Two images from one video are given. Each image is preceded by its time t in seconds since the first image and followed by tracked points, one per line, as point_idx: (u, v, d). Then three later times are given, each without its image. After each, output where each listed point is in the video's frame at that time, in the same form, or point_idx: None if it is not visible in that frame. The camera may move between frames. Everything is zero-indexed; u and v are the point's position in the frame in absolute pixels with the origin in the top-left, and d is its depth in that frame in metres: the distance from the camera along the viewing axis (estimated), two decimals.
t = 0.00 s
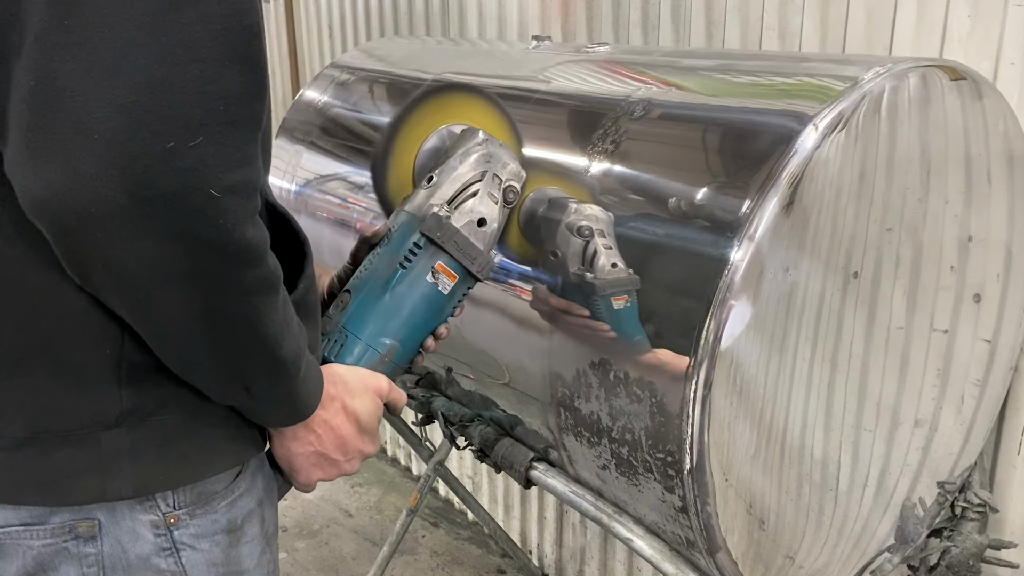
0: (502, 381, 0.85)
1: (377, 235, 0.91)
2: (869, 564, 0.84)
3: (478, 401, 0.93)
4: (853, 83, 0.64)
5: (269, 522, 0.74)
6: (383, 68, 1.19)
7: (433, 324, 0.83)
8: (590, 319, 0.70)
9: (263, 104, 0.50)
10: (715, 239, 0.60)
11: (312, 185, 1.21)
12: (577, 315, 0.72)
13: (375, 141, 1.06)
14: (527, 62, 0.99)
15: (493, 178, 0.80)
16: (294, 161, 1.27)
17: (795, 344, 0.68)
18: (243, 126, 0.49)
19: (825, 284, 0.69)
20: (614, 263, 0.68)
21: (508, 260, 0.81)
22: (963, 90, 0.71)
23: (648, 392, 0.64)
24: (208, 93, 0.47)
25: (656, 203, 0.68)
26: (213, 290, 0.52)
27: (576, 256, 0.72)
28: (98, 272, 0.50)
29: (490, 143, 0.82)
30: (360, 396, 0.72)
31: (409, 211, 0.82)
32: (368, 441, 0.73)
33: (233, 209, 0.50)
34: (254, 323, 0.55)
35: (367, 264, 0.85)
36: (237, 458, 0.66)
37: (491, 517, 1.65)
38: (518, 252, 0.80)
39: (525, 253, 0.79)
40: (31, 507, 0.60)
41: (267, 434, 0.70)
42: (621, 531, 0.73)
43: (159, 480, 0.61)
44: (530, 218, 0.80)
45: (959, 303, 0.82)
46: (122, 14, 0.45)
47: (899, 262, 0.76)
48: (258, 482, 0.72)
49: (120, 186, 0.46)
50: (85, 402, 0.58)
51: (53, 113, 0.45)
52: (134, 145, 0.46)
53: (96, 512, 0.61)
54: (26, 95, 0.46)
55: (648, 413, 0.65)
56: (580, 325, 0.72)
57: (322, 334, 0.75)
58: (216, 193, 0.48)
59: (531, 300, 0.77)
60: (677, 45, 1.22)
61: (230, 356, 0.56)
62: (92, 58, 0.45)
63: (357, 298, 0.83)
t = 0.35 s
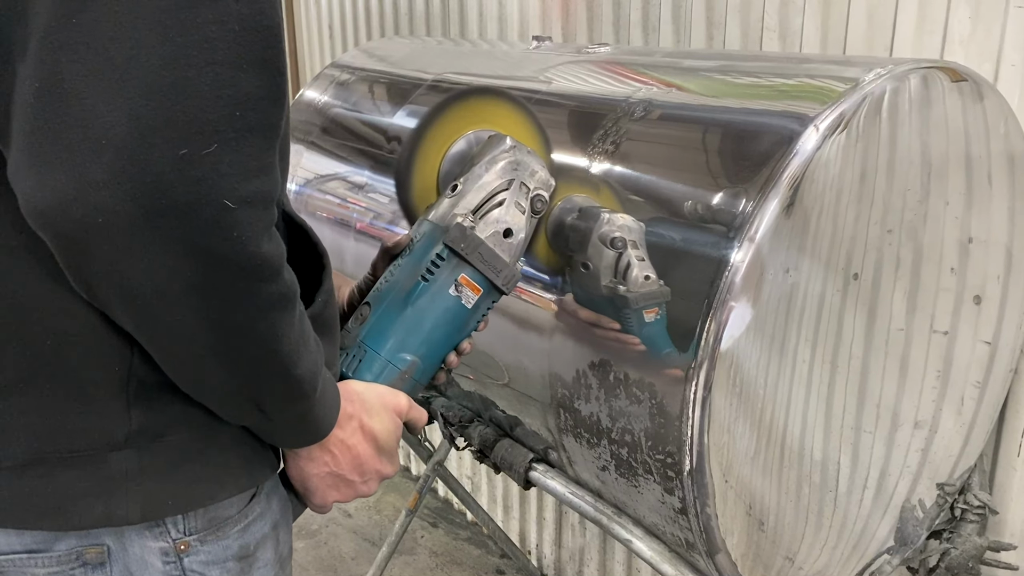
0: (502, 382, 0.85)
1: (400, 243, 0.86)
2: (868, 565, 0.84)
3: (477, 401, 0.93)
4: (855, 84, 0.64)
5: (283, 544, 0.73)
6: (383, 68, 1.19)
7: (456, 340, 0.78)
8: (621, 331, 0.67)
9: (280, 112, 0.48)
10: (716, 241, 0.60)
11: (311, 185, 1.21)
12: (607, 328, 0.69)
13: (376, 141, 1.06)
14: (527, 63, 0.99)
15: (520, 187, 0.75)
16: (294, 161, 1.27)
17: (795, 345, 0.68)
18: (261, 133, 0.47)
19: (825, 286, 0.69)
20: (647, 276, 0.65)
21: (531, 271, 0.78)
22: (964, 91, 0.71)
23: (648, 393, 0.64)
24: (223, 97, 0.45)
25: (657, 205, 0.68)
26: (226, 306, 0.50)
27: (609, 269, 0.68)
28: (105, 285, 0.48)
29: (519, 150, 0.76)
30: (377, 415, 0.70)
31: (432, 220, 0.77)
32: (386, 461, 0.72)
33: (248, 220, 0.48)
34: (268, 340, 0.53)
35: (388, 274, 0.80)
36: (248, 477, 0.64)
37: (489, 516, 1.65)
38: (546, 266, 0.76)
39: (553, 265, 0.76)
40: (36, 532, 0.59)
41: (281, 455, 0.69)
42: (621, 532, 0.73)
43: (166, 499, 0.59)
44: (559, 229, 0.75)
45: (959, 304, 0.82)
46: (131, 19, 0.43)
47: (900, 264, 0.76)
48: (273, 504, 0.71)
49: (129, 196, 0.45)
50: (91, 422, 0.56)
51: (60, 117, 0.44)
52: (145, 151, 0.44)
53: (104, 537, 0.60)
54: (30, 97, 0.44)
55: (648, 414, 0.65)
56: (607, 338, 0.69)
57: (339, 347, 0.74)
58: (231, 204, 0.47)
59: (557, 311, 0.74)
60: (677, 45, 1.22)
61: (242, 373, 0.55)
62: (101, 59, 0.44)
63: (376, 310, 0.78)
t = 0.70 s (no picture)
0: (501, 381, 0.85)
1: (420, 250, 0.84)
2: (868, 565, 0.84)
3: (477, 401, 0.93)
4: (855, 83, 0.63)
5: (293, 565, 0.72)
6: (383, 66, 1.19)
7: (478, 351, 0.76)
8: (653, 342, 0.63)
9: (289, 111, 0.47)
10: (716, 239, 0.60)
11: (311, 184, 1.21)
12: (640, 338, 0.65)
13: (376, 139, 1.07)
14: (527, 61, 0.99)
15: (549, 193, 0.73)
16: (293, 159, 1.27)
17: (794, 345, 0.68)
18: (270, 131, 0.47)
19: (825, 285, 0.69)
20: (680, 284, 0.61)
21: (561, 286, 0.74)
22: (965, 90, 0.71)
23: (647, 392, 0.64)
24: (229, 93, 0.45)
25: (657, 204, 0.68)
26: (234, 313, 0.50)
27: (643, 279, 0.65)
28: (106, 289, 0.47)
29: (547, 152, 0.75)
30: (393, 429, 0.69)
31: (456, 226, 0.76)
32: (402, 477, 0.70)
33: (254, 223, 0.47)
34: (277, 348, 0.53)
35: (409, 281, 0.78)
36: (253, 493, 0.63)
37: (488, 515, 1.65)
38: (574, 275, 0.74)
39: (585, 275, 0.72)
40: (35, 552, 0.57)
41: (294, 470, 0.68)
42: (620, 530, 0.73)
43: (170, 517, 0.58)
44: (589, 235, 0.73)
45: (959, 304, 0.82)
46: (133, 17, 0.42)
47: (900, 264, 0.76)
48: (283, 524, 0.71)
49: (128, 196, 0.44)
50: (93, 436, 0.55)
51: (56, 111, 0.42)
52: (146, 150, 0.43)
53: (106, 558, 0.58)
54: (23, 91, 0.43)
55: (647, 413, 0.64)
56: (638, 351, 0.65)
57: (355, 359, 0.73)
58: (238, 206, 0.46)
59: (582, 320, 0.71)
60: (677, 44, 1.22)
61: (251, 385, 0.54)
62: (101, 51, 0.42)
63: (396, 319, 0.76)
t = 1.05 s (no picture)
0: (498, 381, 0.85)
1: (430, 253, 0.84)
2: (868, 566, 0.84)
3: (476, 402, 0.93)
4: (856, 84, 0.63)
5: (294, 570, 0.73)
6: (383, 66, 1.19)
7: (488, 356, 0.74)
8: (671, 348, 0.61)
9: (286, 104, 0.47)
10: (716, 240, 0.60)
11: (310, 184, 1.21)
12: (657, 345, 0.62)
13: (375, 139, 1.07)
14: (528, 61, 0.99)
15: (563, 194, 0.71)
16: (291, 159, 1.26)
17: (795, 346, 0.68)
18: (264, 124, 0.46)
19: (825, 285, 0.69)
20: (703, 292, 0.59)
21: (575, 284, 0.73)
22: (966, 91, 0.71)
23: (647, 393, 0.64)
24: (221, 85, 0.44)
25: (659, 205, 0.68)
26: (226, 311, 0.49)
27: (664, 285, 0.62)
28: (97, 285, 0.47)
29: (563, 152, 0.72)
30: (397, 434, 0.69)
31: (467, 228, 0.72)
32: (405, 483, 0.70)
33: (247, 219, 0.47)
34: (274, 347, 0.52)
35: (418, 282, 0.76)
36: (253, 498, 0.63)
37: (487, 516, 1.65)
38: (590, 280, 0.71)
39: (603, 279, 0.70)
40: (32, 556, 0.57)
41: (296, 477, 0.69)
42: (620, 532, 0.73)
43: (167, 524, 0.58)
44: (608, 241, 0.71)
45: (959, 304, 0.82)
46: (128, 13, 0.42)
47: (900, 265, 0.76)
48: (285, 529, 0.71)
49: (117, 191, 0.44)
50: (90, 439, 0.54)
51: (44, 103, 0.43)
52: (134, 144, 0.43)
53: (105, 565, 0.59)
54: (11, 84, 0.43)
55: (647, 413, 0.64)
56: (654, 358, 0.63)
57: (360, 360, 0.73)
58: (230, 202, 0.46)
59: (595, 324, 0.70)
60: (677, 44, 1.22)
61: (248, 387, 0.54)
62: (89, 43, 0.42)
63: (405, 322, 0.75)
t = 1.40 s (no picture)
0: (498, 381, 0.85)
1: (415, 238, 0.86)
2: (869, 566, 0.84)
3: (476, 401, 0.93)
4: (857, 83, 0.63)
5: (284, 553, 0.73)
6: (382, 66, 1.18)
7: (471, 338, 0.76)
8: (645, 335, 0.64)
9: (267, 95, 0.48)
10: (716, 241, 0.60)
11: (309, 183, 1.21)
12: (631, 332, 0.65)
13: (375, 139, 1.06)
14: (527, 61, 0.99)
15: (543, 181, 0.72)
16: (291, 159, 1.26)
17: (795, 345, 0.68)
18: (246, 113, 0.48)
19: (826, 285, 0.69)
20: (675, 279, 0.62)
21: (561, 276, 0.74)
22: (966, 91, 0.71)
23: (647, 394, 0.63)
24: (205, 76, 0.46)
25: (658, 204, 0.67)
26: (211, 293, 0.51)
27: (639, 272, 0.65)
28: (88, 270, 0.49)
29: (543, 141, 0.73)
30: (384, 414, 0.68)
31: (449, 215, 0.74)
32: (393, 463, 0.70)
33: (231, 204, 0.48)
34: (259, 329, 0.53)
35: (403, 268, 0.78)
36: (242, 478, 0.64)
37: (487, 516, 1.65)
38: (570, 267, 0.73)
39: (580, 267, 0.72)
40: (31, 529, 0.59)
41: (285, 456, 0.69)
42: (620, 533, 0.72)
43: (161, 497, 0.59)
44: (586, 229, 0.73)
45: (960, 304, 0.81)
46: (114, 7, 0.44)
47: (901, 265, 0.76)
48: (275, 510, 0.72)
49: (106, 177, 0.45)
50: (85, 415, 0.56)
51: (35, 95, 0.44)
52: (122, 132, 0.45)
53: (99, 540, 0.60)
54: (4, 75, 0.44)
55: (647, 414, 0.64)
56: (629, 343, 0.65)
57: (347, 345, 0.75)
58: (214, 186, 0.47)
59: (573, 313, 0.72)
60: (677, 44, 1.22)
61: (234, 368, 0.55)
62: (78, 37, 0.44)
63: (390, 306, 0.77)
